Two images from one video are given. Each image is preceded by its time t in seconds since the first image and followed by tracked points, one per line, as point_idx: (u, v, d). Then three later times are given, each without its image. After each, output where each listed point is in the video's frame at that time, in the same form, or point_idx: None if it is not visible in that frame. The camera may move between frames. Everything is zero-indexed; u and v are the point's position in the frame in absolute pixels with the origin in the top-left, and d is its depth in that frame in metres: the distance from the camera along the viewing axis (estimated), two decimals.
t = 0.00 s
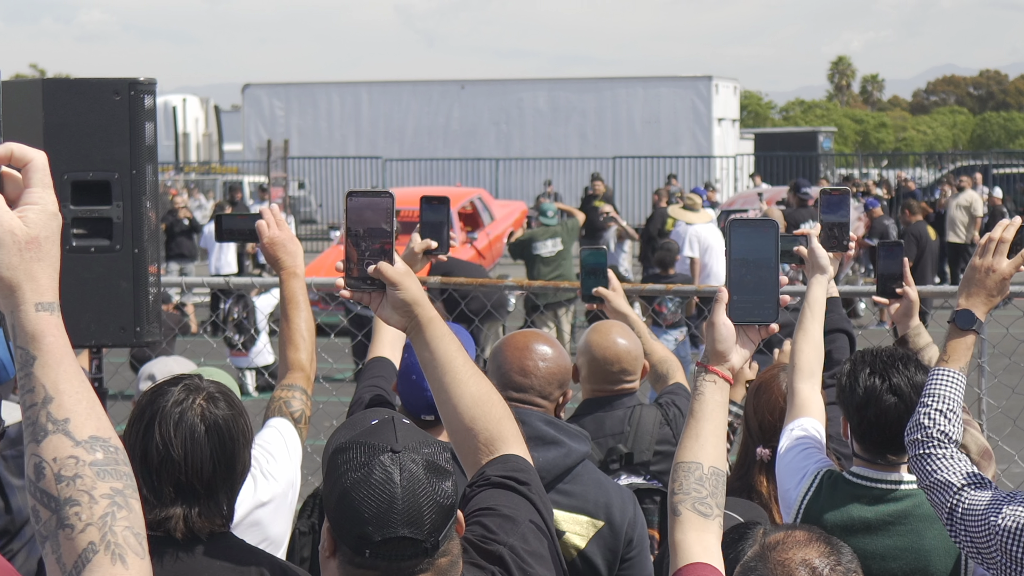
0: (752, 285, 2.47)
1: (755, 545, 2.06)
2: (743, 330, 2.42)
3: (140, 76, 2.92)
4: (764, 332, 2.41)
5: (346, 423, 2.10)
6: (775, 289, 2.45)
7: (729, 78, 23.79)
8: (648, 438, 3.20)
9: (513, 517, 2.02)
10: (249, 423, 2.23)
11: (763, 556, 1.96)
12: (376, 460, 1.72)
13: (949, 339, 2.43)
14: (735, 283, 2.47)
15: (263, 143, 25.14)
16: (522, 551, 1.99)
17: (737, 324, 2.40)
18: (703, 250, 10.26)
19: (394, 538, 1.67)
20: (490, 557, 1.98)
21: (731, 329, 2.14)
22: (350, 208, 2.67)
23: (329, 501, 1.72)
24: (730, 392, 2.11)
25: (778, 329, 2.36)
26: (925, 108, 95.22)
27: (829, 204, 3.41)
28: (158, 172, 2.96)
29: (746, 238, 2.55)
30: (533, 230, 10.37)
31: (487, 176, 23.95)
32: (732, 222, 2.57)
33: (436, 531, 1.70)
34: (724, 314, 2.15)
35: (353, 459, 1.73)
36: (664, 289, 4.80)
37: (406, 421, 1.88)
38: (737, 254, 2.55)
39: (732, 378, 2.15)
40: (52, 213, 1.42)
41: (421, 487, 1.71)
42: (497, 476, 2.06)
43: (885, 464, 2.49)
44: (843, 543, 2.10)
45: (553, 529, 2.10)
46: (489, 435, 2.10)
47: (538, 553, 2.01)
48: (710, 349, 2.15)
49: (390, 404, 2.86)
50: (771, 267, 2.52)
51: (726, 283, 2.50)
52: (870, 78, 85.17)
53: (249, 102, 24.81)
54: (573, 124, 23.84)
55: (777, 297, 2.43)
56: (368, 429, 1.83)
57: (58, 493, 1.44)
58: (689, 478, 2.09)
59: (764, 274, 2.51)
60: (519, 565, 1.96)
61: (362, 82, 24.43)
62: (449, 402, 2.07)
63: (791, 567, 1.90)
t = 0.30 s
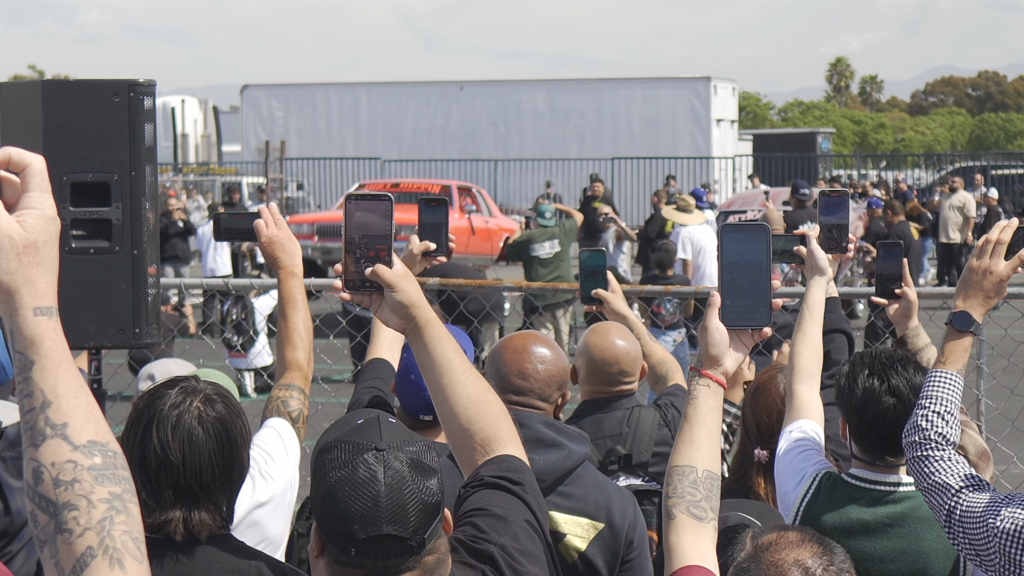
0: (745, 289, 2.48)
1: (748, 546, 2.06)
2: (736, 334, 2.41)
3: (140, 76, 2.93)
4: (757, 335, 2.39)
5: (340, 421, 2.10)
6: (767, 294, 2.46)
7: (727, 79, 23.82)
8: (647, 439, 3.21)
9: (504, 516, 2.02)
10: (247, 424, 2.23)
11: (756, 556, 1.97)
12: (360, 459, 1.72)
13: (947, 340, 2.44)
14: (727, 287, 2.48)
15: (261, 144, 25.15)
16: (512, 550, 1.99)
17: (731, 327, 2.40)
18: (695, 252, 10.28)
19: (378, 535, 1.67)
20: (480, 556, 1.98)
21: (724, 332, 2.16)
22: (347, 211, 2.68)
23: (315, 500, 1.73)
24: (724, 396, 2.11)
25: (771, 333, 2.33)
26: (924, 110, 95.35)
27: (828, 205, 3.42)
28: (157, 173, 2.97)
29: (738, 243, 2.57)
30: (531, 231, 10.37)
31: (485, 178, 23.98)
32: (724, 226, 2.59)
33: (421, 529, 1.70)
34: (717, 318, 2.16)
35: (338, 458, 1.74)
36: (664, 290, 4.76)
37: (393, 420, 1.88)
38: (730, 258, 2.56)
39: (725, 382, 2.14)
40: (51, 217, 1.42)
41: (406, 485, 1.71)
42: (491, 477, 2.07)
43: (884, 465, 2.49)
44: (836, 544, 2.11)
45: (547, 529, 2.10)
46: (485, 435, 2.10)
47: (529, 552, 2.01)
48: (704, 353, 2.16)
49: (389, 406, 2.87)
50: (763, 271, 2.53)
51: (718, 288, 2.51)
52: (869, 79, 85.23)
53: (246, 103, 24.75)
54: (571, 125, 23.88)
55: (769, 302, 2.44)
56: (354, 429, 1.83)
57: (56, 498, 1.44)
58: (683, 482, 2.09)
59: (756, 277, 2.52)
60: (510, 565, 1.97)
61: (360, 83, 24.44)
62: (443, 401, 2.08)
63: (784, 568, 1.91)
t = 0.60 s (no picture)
0: (742, 289, 2.48)
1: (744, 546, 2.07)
2: (733, 334, 2.42)
3: (139, 78, 2.92)
4: (753, 335, 2.41)
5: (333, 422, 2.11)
6: (762, 294, 2.46)
7: (726, 80, 23.83)
8: (645, 440, 3.21)
9: (498, 514, 2.02)
10: (246, 423, 2.24)
11: (750, 556, 1.98)
12: (349, 454, 1.73)
13: (944, 341, 2.45)
14: (724, 286, 2.48)
15: (260, 145, 25.14)
16: (506, 547, 1.99)
17: (728, 327, 2.41)
18: (693, 252, 10.30)
19: (369, 530, 1.68)
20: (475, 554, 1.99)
21: (720, 333, 2.17)
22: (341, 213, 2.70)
23: (307, 498, 1.73)
24: (720, 396, 2.12)
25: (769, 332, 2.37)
26: (922, 110, 95.46)
27: (826, 207, 3.43)
28: (157, 174, 2.96)
29: (735, 243, 2.58)
30: (530, 232, 10.38)
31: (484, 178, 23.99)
32: (721, 227, 2.60)
33: (412, 524, 1.71)
34: (714, 319, 2.17)
35: (327, 454, 1.75)
36: (663, 291, 4.75)
37: (384, 417, 1.89)
38: (725, 258, 2.56)
39: (722, 381, 2.15)
40: (48, 216, 1.43)
41: (397, 479, 1.72)
42: (485, 476, 2.07)
43: (881, 466, 2.50)
44: (833, 543, 2.11)
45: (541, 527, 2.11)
46: (478, 435, 2.11)
47: (523, 550, 2.02)
48: (699, 352, 2.16)
49: (388, 406, 2.89)
50: (760, 270, 2.54)
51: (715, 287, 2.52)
52: (867, 79, 85.34)
53: (246, 104, 24.75)
54: (570, 126, 23.89)
55: (766, 302, 2.43)
56: (344, 425, 1.83)
57: (54, 497, 1.45)
58: (679, 481, 2.11)
59: (753, 277, 2.52)
60: (505, 564, 1.97)
61: (359, 84, 24.36)
62: (436, 401, 2.08)
63: (778, 567, 1.92)
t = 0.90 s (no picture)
0: (739, 290, 2.48)
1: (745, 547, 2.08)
2: (731, 336, 2.43)
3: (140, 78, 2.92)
4: (751, 336, 2.42)
5: (336, 421, 2.11)
6: (762, 295, 2.46)
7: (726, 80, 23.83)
8: (646, 440, 3.22)
9: (500, 516, 2.02)
10: (248, 422, 2.24)
11: (752, 558, 1.98)
12: (351, 458, 1.73)
13: (943, 343, 2.44)
14: (721, 286, 2.49)
15: (260, 144, 25.12)
16: (508, 549, 1.99)
17: (726, 328, 2.42)
18: (691, 251, 10.31)
19: (371, 534, 1.68)
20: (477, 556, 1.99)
21: (718, 333, 2.17)
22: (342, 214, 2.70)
23: (308, 501, 1.74)
24: (719, 396, 2.12)
25: (766, 334, 2.37)
26: (922, 110, 95.43)
27: (826, 207, 3.43)
28: (158, 174, 2.96)
29: (733, 244, 2.58)
30: (530, 231, 10.38)
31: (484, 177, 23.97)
32: (718, 228, 2.60)
33: (413, 527, 1.71)
34: (712, 320, 2.17)
35: (329, 457, 1.75)
36: (664, 291, 4.74)
37: (386, 420, 1.89)
38: (724, 259, 2.56)
39: (721, 382, 2.14)
40: (52, 218, 1.43)
41: (398, 483, 1.72)
42: (487, 477, 2.07)
43: (882, 466, 2.50)
44: (833, 544, 2.11)
45: (542, 527, 2.11)
46: (482, 437, 2.11)
47: (525, 551, 2.02)
48: (698, 354, 2.16)
49: (391, 405, 2.89)
50: (757, 271, 2.53)
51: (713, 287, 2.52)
52: (867, 79, 85.34)
53: (246, 103, 24.70)
54: (570, 125, 23.88)
55: (764, 302, 2.43)
56: (346, 428, 1.83)
57: (58, 499, 1.45)
58: (679, 482, 2.11)
59: (751, 277, 2.52)
60: (507, 565, 1.97)
61: (359, 83, 24.25)
62: (439, 404, 2.08)
63: (778, 569, 1.92)
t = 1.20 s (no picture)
0: (740, 290, 2.48)
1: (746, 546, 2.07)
2: (732, 336, 2.43)
3: (139, 78, 2.91)
4: (753, 336, 2.42)
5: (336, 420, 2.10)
6: (762, 295, 2.46)
7: (726, 80, 23.84)
8: (646, 440, 3.22)
9: (500, 516, 2.02)
10: (248, 421, 2.24)
11: (752, 557, 1.98)
12: (350, 458, 1.73)
13: (942, 343, 2.44)
14: (721, 286, 2.48)
15: (260, 145, 25.12)
16: (508, 549, 1.99)
17: (728, 328, 2.41)
18: (691, 252, 10.32)
19: (370, 534, 1.68)
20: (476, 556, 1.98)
21: (719, 333, 2.16)
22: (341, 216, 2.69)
23: (307, 499, 1.73)
24: (720, 396, 2.11)
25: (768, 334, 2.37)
26: (922, 110, 95.45)
27: (826, 207, 3.43)
28: (158, 174, 2.95)
29: (733, 244, 2.58)
30: (530, 232, 10.39)
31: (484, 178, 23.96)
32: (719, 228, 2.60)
33: (412, 528, 1.71)
34: (714, 319, 2.17)
35: (328, 457, 1.75)
36: (663, 291, 4.74)
37: (384, 419, 1.89)
38: (726, 258, 2.56)
39: (722, 382, 2.14)
40: (51, 216, 1.43)
41: (397, 483, 1.72)
42: (488, 478, 2.07)
43: (882, 466, 2.50)
44: (834, 544, 2.11)
45: (542, 527, 2.11)
46: (482, 437, 2.11)
47: (525, 552, 2.02)
48: (699, 353, 2.16)
49: (391, 405, 2.89)
50: (759, 269, 2.53)
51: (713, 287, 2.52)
52: (867, 79, 85.47)
53: (246, 104, 24.69)
54: (570, 126, 23.90)
55: (765, 302, 2.43)
56: (345, 428, 1.83)
57: (57, 498, 1.45)
58: (679, 482, 2.10)
59: (752, 276, 2.52)
60: (506, 565, 1.97)
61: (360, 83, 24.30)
62: (440, 404, 2.08)
63: (779, 568, 1.92)
